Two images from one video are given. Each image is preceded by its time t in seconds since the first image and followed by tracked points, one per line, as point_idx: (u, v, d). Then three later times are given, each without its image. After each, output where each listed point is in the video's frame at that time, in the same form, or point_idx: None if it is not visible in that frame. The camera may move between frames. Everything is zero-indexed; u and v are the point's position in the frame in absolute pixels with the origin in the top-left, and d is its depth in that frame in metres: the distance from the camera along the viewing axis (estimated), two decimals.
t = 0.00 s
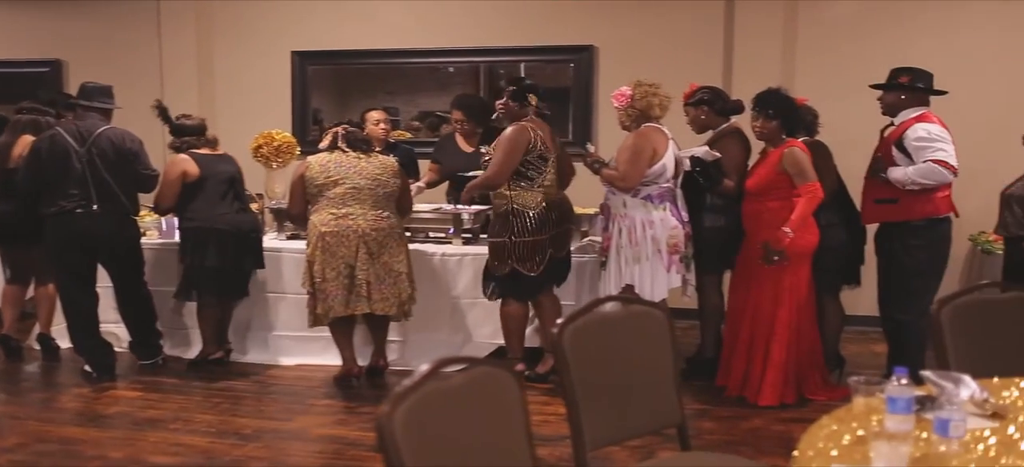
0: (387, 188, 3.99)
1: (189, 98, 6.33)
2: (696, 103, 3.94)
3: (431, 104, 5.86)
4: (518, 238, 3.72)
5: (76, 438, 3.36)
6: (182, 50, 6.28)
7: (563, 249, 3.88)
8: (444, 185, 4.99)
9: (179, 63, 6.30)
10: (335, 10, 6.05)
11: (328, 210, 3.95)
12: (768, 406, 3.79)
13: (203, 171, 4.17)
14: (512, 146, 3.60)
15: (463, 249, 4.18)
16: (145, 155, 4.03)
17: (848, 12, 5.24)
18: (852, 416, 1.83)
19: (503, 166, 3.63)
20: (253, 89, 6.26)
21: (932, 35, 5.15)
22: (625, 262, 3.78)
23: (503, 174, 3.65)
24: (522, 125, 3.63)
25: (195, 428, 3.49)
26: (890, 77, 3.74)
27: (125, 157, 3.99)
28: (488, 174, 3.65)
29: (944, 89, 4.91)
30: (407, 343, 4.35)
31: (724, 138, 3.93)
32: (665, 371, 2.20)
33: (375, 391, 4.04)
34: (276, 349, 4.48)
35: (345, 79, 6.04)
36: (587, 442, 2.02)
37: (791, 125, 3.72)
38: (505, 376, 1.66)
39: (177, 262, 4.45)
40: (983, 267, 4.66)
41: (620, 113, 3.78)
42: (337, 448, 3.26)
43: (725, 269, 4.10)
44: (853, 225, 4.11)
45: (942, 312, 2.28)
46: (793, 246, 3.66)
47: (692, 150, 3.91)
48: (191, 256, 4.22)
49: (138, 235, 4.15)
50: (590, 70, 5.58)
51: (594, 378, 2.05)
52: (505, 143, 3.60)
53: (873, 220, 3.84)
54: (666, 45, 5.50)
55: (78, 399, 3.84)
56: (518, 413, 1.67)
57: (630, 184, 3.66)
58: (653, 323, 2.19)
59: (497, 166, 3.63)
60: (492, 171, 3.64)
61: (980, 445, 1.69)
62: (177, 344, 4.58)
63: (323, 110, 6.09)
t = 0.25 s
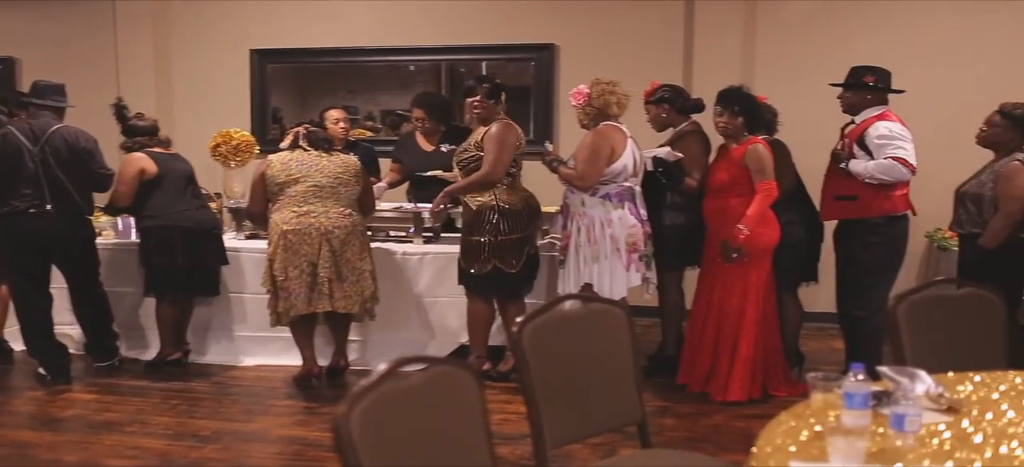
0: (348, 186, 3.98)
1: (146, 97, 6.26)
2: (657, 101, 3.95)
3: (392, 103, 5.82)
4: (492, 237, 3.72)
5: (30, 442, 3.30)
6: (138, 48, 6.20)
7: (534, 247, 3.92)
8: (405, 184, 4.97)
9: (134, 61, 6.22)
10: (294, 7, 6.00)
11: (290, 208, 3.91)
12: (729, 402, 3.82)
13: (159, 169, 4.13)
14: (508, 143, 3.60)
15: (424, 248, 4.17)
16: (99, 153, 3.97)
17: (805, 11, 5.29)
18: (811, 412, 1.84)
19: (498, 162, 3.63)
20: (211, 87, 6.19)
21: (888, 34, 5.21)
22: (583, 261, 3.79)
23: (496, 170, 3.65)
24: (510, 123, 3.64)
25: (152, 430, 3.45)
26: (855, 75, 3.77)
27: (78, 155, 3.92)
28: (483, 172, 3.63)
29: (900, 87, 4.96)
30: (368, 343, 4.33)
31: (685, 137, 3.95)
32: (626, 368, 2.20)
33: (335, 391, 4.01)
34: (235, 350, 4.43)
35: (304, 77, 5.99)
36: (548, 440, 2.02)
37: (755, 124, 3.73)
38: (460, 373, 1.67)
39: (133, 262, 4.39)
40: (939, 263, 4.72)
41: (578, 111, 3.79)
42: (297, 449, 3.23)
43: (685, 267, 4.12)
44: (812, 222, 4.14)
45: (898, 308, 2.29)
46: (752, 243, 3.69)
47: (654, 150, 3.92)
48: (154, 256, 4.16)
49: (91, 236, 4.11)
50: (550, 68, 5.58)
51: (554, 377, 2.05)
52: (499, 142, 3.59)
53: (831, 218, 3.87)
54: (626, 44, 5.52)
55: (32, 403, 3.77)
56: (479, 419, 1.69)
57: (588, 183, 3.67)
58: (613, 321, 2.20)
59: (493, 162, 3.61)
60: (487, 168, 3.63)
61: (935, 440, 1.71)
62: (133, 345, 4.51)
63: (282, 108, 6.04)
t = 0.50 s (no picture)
0: (311, 185, 3.95)
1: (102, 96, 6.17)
2: (617, 100, 3.94)
3: (354, 102, 5.79)
4: (457, 236, 3.68)
5: None
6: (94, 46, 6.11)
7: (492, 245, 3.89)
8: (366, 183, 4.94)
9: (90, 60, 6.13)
10: (253, 5, 5.94)
11: (252, 207, 3.87)
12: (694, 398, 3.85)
13: (117, 169, 4.07)
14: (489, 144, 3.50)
15: (385, 248, 4.14)
16: (54, 153, 3.91)
17: (765, 11, 5.32)
18: (771, 410, 1.85)
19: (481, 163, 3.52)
20: (168, 86, 6.11)
21: (846, 34, 5.27)
22: (543, 261, 3.78)
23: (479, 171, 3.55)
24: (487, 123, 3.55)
25: (109, 434, 3.40)
26: (815, 74, 3.79)
27: (33, 155, 3.86)
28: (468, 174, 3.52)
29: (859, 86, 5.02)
30: (330, 343, 4.30)
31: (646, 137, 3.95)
32: (587, 366, 2.20)
33: (297, 392, 3.98)
34: (195, 351, 4.38)
35: (264, 76, 5.94)
36: (509, 438, 2.01)
37: (715, 123, 3.77)
38: (421, 373, 1.66)
39: (91, 263, 4.32)
40: (896, 260, 4.78)
41: (537, 111, 3.79)
42: (258, 452, 3.20)
43: (647, 265, 4.13)
44: (773, 220, 4.17)
45: (857, 305, 2.31)
46: (715, 239, 3.71)
47: (615, 149, 3.90)
48: (115, 256, 4.09)
49: (47, 237, 4.04)
50: (512, 67, 5.57)
51: (515, 374, 2.05)
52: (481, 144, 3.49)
53: (794, 216, 3.89)
54: (587, 43, 5.53)
55: None
56: (438, 419, 1.68)
57: (547, 183, 3.66)
58: (573, 318, 2.20)
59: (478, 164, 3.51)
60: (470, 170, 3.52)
61: (892, 436, 1.73)
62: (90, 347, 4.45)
63: (242, 107, 5.99)
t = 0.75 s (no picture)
0: (274, 185, 3.92)
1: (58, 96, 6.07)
2: (578, 100, 3.95)
3: (316, 102, 5.75)
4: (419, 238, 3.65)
5: None
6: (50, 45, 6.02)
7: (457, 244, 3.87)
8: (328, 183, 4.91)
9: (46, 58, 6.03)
10: (213, 4, 5.88)
11: (215, 207, 3.83)
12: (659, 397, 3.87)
13: (73, 169, 4.01)
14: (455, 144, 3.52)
15: (349, 249, 4.12)
16: (8, 153, 3.86)
17: (728, 11, 5.35)
18: (733, 409, 1.86)
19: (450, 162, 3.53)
20: (126, 86, 6.02)
21: (807, 34, 5.31)
22: (505, 261, 3.78)
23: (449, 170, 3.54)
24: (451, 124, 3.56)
25: (68, 439, 3.35)
26: (777, 74, 3.81)
27: None
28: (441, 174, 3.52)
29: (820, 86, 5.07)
30: (292, 345, 4.27)
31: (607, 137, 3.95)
32: (550, 367, 2.20)
33: (259, 395, 3.94)
34: (154, 354, 4.33)
35: (224, 75, 5.88)
36: (473, 440, 2.00)
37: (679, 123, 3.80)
38: (382, 374, 1.65)
39: (47, 265, 4.26)
40: (857, 259, 4.83)
41: (498, 111, 3.78)
42: (220, 455, 3.17)
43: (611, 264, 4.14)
44: (736, 219, 4.20)
45: (819, 304, 2.32)
46: (680, 238, 3.73)
47: (575, 148, 3.91)
48: (72, 258, 4.03)
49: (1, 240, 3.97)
50: (475, 67, 5.56)
51: (478, 375, 2.04)
52: (449, 144, 3.51)
53: (758, 216, 3.91)
54: (550, 43, 5.53)
55: None
56: (401, 420, 1.68)
57: (507, 183, 3.66)
58: (536, 318, 2.20)
59: (447, 163, 3.52)
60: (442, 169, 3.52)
61: (853, 433, 1.74)
62: (47, 351, 4.38)
63: (203, 107, 5.92)
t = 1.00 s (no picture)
0: (239, 186, 3.88)
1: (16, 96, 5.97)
2: (543, 100, 3.94)
3: (281, 102, 5.71)
4: (386, 240, 3.63)
5: None
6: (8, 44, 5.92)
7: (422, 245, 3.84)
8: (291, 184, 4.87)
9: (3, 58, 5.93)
10: (175, 3, 5.82)
11: (179, 207, 3.79)
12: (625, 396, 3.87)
13: (32, 170, 3.95)
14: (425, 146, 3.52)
15: (313, 250, 4.09)
16: None
17: (692, 11, 5.37)
18: (698, 407, 1.86)
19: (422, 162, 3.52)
20: (86, 84, 5.94)
21: (771, 34, 5.35)
22: (468, 263, 3.78)
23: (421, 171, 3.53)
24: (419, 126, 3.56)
25: (28, 444, 3.29)
26: (741, 74, 3.83)
27: None
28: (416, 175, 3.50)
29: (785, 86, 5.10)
30: (256, 347, 4.23)
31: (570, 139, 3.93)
32: (515, 368, 2.20)
33: (224, 397, 3.91)
34: (116, 357, 4.28)
35: (186, 75, 5.82)
36: (439, 441, 2.00)
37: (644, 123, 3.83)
38: (346, 376, 1.64)
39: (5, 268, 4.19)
40: (821, 258, 4.87)
41: (461, 111, 3.77)
42: (184, 459, 3.13)
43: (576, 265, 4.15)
44: (701, 219, 4.21)
45: (783, 303, 2.33)
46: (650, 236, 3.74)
47: (541, 148, 3.86)
48: (32, 260, 3.97)
49: None
50: (440, 68, 5.55)
51: (442, 376, 2.04)
52: (420, 146, 3.51)
53: (723, 217, 3.92)
54: (515, 44, 5.53)
55: None
56: (366, 422, 1.66)
57: (471, 185, 3.65)
58: (501, 319, 2.20)
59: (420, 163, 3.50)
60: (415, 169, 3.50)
61: (817, 431, 1.74)
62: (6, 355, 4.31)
63: (165, 107, 5.86)
